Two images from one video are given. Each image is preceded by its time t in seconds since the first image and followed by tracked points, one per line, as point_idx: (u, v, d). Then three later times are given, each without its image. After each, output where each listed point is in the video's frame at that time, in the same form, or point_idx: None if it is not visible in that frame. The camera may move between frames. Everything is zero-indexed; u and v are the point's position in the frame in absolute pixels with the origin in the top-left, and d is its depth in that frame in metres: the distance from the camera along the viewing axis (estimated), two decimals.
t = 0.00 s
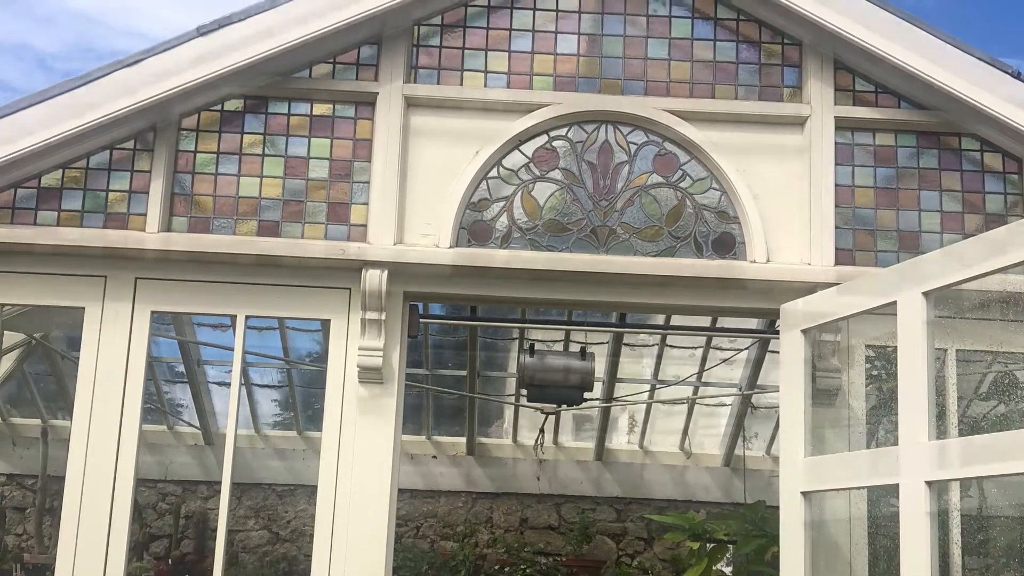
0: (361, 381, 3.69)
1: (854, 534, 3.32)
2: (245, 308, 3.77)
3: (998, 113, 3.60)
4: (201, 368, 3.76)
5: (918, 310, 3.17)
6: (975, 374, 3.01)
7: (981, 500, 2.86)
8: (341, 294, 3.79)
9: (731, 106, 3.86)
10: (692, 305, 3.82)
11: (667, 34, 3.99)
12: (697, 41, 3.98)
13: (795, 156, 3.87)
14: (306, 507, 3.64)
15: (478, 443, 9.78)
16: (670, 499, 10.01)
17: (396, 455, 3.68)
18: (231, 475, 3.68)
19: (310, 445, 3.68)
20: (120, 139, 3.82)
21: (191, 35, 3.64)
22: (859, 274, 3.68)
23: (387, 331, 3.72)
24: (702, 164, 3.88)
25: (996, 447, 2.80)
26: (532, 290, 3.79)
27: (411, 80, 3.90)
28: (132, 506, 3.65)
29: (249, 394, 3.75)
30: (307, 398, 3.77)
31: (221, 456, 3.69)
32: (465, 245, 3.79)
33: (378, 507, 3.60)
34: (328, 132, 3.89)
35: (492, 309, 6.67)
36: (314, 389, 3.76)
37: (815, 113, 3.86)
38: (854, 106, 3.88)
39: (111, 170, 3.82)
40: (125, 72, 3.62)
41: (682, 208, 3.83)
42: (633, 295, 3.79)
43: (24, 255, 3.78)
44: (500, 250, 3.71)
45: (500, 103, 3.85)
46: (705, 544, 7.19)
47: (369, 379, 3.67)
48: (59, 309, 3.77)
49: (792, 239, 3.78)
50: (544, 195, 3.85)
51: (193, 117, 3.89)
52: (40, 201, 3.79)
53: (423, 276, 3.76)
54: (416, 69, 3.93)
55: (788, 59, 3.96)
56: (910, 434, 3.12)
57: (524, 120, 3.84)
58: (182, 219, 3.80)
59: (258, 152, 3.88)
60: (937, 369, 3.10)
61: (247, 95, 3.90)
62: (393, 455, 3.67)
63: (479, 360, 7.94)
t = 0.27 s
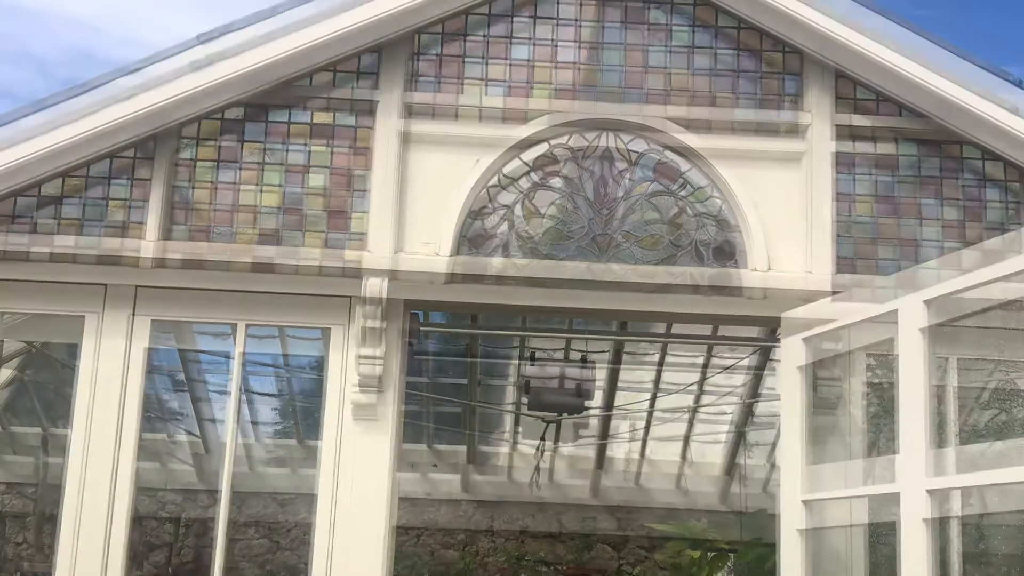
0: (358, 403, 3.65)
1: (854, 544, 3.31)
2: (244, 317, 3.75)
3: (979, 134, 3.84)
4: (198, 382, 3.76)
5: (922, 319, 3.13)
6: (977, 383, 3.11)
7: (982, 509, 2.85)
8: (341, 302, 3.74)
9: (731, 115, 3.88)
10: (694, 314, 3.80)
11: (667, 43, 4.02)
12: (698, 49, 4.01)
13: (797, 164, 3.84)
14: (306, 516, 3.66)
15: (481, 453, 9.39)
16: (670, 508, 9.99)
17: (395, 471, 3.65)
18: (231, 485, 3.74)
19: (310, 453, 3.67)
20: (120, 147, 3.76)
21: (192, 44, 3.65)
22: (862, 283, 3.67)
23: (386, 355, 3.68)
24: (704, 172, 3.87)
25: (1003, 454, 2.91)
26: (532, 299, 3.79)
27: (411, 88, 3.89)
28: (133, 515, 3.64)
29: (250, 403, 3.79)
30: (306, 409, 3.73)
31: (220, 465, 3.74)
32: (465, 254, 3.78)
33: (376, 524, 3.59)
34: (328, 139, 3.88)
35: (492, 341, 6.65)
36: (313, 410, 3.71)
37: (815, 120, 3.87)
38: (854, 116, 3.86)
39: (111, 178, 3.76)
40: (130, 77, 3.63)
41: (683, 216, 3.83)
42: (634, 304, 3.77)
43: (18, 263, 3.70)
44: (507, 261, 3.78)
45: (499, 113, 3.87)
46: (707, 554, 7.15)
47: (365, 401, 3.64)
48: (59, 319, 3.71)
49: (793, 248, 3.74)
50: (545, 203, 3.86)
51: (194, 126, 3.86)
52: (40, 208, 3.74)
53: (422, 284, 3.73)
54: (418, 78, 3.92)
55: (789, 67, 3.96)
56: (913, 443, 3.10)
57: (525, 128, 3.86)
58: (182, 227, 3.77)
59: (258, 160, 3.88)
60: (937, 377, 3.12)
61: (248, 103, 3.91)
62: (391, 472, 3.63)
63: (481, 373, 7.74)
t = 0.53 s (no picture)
0: (355, 424, 3.66)
1: None
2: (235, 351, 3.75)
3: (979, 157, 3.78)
4: (193, 412, 3.84)
5: (911, 354, 3.11)
6: (973, 416, 3.07)
7: (975, 544, 2.88)
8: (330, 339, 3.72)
9: (727, 148, 3.84)
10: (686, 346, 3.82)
11: (660, 74, 3.96)
12: (690, 82, 3.96)
13: (790, 197, 3.82)
14: (296, 552, 3.64)
15: (472, 487, 9.06)
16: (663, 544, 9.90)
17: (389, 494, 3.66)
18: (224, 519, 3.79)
19: (302, 488, 3.69)
20: (108, 181, 3.74)
21: (180, 77, 3.66)
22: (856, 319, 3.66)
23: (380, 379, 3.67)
24: (695, 207, 3.87)
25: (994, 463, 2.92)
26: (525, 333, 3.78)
27: (402, 122, 3.86)
28: (124, 550, 3.66)
29: (240, 436, 3.86)
30: (295, 441, 3.76)
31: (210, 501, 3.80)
32: (456, 288, 3.77)
33: (371, 551, 3.60)
34: (319, 173, 3.87)
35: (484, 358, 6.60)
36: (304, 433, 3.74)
37: (808, 154, 3.83)
38: (850, 151, 3.84)
39: (99, 212, 3.72)
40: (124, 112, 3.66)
41: (675, 250, 3.84)
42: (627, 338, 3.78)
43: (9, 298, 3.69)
44: (495, 294, 3.75)
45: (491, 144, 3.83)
46: None
47: (361, 423, 3.65)
48: (49, 354, 3.70)
49: (786, 282, 3.74)
50: (536, 237, 3.88)
51: (184, 159, 3.83)
52: (28, 243, 3.70)
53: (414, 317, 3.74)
54: (408, 111, 3.87)
55: (782, 101, 3.93)
56: (905, 479, 3.07)
57: (516, 162, 3.86)
58: (172, 261, 3.75)
59: (249, 194, 3.87)
60: (931, 414, 3.05)
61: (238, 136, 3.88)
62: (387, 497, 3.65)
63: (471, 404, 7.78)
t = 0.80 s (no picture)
0: (348, 433, 3.66)
1: None
2: (229, 358, 3.73)
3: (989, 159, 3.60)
4: (186, 419, 3.74)
5: (906, 360, 3.13)
6: (965, 425, 3.01)
7: (971, 552, 2.86)
8: (326, 345, 3.75)
9: (722, 155, 3.84)
10: (683, 354, 3.81)
11: (655, 81, 3.96)
12: (686, 89, 3.96)
13: (785, 204, 3.86)
14: (291, 559, 3.68)
15: (466, 494, 9.05)
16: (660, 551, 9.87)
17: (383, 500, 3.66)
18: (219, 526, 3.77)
19: (298, 495, 3.70)
20: (104, 188, 3.78)
21: (176, 83, 3.63)
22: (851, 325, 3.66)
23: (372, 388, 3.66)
24: (691, 214, 3.86)
25: (988, 471, 2.86)
26: (521, 340, 3.77)
27: (398, 128, 3.88)
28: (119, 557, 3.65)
29: (235, 445, 3.77)
30: (291, 449, 3.79)
31: (205, 507, 3.78)
32: (452, 294, 3.78)
33: (364, 559, 3.59)
34: (314, 180, 3.87)
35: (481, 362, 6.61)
36: (300, 435, 3.74)
37: (805, 162, 3.85)
38: (844, 155, 3.88)
39: (95, 219, 3.78)
40: (113, 120, 3.60)
41: (671, 257, 3.82)
42: (622, 345, 3.78)
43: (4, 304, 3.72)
44: (488, 301, 3.69)
45: (486, 152, 3.83)
46: None
47: (354, 430, 3.64)
48: (44, 360, 3.72)
49: (782, 287, 3.78)
50: (532, 243, 3.83)
51: (179, 165, 3.86)
52: (24, 250, 3.76)
53: (409, 325, 3.74)
54: (403, 118, 3.90)
55: (777, 107, 3.95)
56: (898, 485, 3.09)
57: (511, 167, 3.82)
58: (168, 268, 3.78)
59: (243, 201, 3.86)
60: (926, 421, 3.07)
61: (233, 143, 3.87)
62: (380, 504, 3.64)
63: (466, 410, 7.80)
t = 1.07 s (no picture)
0: (344, 439, 3.66)
1: None
2: (224, 364, 3.72)
3: (985, 166, 3.60)
4: (181, 426, 3.76)
5: (903, 367, 3.13)
6: (961, 431, 2.99)
7: (968, 559, 2.86)
8: (322, 352, 3.74)
9: (717, 161, 3.84)
10: (678, 361, 3.81)
11: (651, 87, 3.96)
12: (681, 95, 3.96)
13: (780, 211, 3.86)
14: (287, 566, 3.65)
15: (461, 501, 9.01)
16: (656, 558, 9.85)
17: (379, 507, 3.66)
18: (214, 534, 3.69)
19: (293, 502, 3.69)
20: (100, 194, 3.78)
21: (171, 89, 3.63)
22: (846, 331, 3.67)
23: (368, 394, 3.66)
24: (687, 220, 3.86)
25: (984, 478, 2.85)
26: (516, 347, 3.76)
27: (394, 135, 3.88)
28: (114, 563, 3.63)
29: (231, 452, 3.74)
30: (288, 457, 3.70)
31: (201, 514, 3.69)
32: (448, 301, 3.77)
33: (359, 568, 3.58)
34: (310, 187, 3.87)
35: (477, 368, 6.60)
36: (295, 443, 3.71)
37: (801, 169, 3.85)
38: (839, 161, 3.88)
39: (91, 225, 3.77)
40: (109, 127, 3.59)
41: (667, 264, 3.82)
42: (618, 352, 3.77)
43: None
44: (484, 307, 3.68)
45: (482, 158, 3.83)
46: None
47: (350, 437, 3.65)
48: (39, 367, 3.70)
49: (777, 294, 3.78)
50: (528, 250, 3.83)
51: (174, 172, 3.85)
52: (19, 256, 3.75)
53: (405, 332, 3.73)
54: (399, 124, 3.90)
55: (773, 114, 3.96)
56: (895, 492, 3.09)
57: (507, 174, 3.82)
58: (164, 275, 3.77)
59: (239, 207, 3.85)
60: (922, 428, 3.07)
61: (228, 150, 3.87)
62: (376, 511, 3.64)
63: (462, 416, 7.77)
